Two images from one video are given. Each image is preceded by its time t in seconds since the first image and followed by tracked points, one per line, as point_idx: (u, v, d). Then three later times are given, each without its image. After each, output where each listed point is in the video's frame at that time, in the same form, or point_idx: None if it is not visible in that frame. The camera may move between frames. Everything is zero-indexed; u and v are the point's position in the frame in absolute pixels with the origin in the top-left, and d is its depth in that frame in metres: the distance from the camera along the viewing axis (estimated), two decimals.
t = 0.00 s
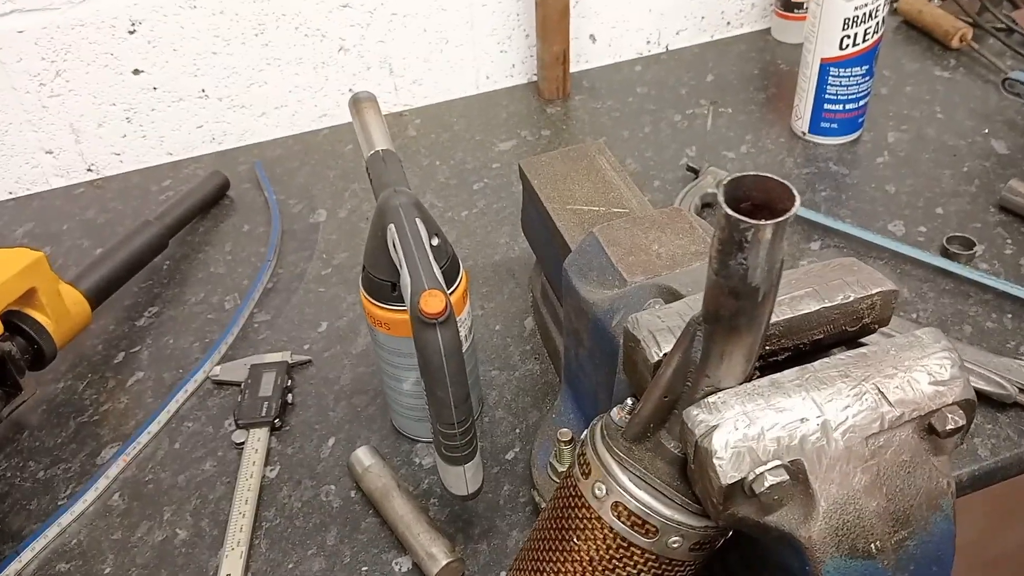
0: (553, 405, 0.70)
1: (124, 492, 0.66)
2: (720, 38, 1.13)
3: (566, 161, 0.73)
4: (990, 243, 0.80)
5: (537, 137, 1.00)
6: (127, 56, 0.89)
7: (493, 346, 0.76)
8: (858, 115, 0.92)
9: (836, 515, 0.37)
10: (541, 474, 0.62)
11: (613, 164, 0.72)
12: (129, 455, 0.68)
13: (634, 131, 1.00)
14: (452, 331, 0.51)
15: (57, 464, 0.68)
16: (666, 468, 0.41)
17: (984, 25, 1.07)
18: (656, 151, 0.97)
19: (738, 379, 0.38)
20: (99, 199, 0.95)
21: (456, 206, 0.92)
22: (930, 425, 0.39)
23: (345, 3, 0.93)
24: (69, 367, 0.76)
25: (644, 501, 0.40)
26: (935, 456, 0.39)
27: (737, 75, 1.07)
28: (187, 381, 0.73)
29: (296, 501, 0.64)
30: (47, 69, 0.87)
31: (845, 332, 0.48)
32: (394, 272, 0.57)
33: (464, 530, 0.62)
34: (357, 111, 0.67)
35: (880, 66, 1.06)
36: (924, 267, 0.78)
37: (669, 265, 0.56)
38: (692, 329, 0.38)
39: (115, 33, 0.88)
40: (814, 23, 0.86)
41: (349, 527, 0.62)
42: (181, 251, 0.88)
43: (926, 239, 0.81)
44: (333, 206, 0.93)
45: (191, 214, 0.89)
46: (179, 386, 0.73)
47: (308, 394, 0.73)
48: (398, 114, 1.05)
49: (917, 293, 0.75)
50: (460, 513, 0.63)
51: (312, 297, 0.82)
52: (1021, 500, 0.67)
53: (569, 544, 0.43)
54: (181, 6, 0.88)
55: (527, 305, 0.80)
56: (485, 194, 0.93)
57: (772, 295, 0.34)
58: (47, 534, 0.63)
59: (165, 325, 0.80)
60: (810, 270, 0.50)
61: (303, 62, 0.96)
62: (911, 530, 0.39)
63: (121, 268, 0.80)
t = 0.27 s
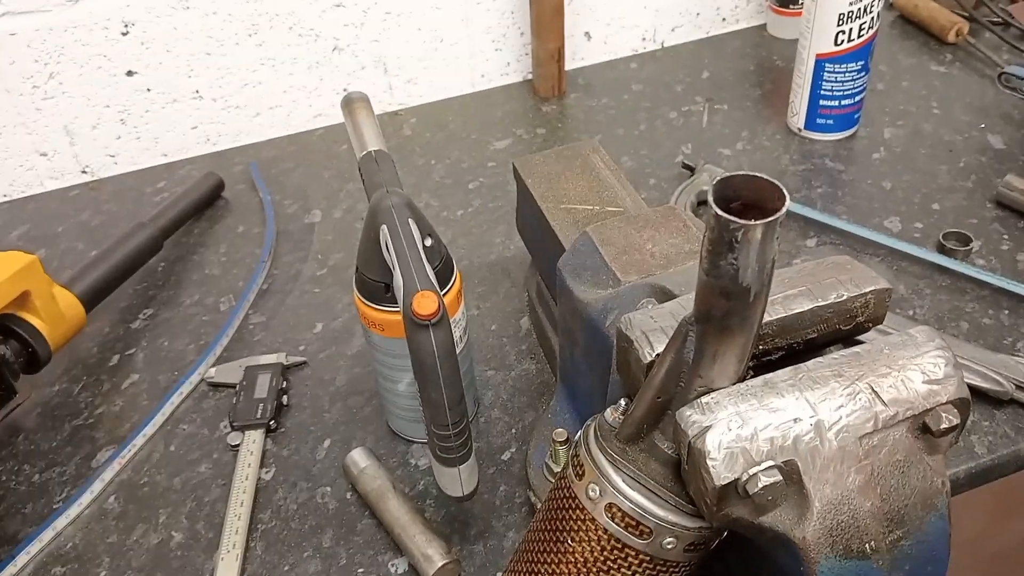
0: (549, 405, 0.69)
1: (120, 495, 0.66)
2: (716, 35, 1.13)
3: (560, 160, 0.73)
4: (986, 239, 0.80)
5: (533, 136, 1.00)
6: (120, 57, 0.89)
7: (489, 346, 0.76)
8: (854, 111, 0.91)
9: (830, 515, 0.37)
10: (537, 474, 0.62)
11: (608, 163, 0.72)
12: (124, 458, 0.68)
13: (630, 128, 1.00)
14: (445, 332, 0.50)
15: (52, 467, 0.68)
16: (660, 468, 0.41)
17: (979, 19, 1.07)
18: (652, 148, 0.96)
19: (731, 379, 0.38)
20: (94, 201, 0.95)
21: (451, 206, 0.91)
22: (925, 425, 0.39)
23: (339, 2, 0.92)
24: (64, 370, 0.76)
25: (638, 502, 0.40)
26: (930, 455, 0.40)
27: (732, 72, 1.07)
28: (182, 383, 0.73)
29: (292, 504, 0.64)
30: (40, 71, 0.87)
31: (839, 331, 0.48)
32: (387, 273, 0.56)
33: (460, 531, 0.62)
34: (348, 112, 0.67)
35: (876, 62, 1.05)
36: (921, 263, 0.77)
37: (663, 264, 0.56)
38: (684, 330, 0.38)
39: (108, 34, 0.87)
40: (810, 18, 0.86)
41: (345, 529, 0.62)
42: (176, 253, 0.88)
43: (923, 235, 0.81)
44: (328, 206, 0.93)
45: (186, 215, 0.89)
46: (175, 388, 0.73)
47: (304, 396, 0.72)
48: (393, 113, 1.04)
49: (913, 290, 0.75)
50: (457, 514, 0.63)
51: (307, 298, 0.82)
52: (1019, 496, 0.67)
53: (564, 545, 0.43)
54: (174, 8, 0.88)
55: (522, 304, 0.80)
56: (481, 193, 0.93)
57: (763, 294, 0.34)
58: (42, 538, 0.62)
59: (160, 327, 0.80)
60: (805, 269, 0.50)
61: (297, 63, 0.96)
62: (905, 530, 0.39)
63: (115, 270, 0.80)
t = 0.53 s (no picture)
0: (549, 405, 0.69)
1: (120, 495, 0.66)
2: (716, 35, 1.13)
3: (560, 160, 0.73)
4: (986, 239, 0.80)
5: (533, 136, 1.00)
6: (120, 57, 0.89)
7: (489, 346, 0.76)
8: (854, 111, 0.91)
9: (830, 515, 0.37)
10: (537, 474, 0.62)
11: (608, 163, 0.72)
12: (124, 458, 0.68)
13: (630, 128, 1.00)
14: (445, 332, 0.50)
15: (52, 467, 0.68)
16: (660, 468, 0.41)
17: (979, 19, 1.07)
18: (652, 148, 0.96)
19: (731, 379, 0.39)
20: (94, 200, 0.95)
21: (451, 206, 0.91)
22: (925, 425, 0.40)
23: (339, 2, 0.92)
24: (64, 370, 0.76)
25: (638, 501, 0.40)
26: (929, 455, 0.40)
27: (733, 72, 1.07)
28: (182, 383, 0.73)
29: (292, 503, 0.64)
30: (40, 71, 0.87)
31: (839, 331, 0.48)
32: (387, 273, 0.56)
33: (460, 531, 0.62)
34: (349, 112, 0.67)
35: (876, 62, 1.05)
36: (921, 264, 0.77)
37: (663, 265, 0.56)
38: (683, 330, 0.38)
39: (108, 34, 0.87)
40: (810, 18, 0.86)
41: (345, 529, 0.62)
42: (176, 252, 0.88)
43: (923, 235, 0.81)
44: (328, 206, 0.93)
45: (186, 215, 0.89)
46: (175, 387, 0.73)
47: (304, 396, 0.72)
48: (393, 113, 1.04)
49: (913, 290, 0.75)
50: (457, 514, 0.63)
51: (307, 298, 0.82)
52: (1018, 496, 0.67)
53: (564, 546, 0.43)
54: (174, 8, 0.88)
55: (522, 304, 0.80)
56: (481, 193, 0.93)
57: (763, 294, 0.34)
58: (42, 538, 0.62)
59: (160, 327, 0.80)
60: (804, 269, 0.51)
61: (297, 62, 0.96)
62: (905, 530, 0.39)
63: (115, 270, 0.80)
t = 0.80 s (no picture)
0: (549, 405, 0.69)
1: (121, 494, 0.66)
2: (716, 35, 1.13)
3: (560, 160, 0.73)
4: (986, 239, 0.80)
5: (533, 136, 1.00)
6: (121, 57, 0.89)
7: (489, 346, 0.76)
8: (853, 111, 0.91)
9: (830, 515, 0.37)
10: (537, 474, 0.62)
11: (608, 163, 0.72)
12: (124, 458, 0.68)
13: (630, 128, 1.00)
14: (445, 332, 0.51)
15: (53, 467, 0.68)
16: (660, 468, 0.41)
17: (979, 19, 1.07)
18: (652, 148, 0.96)
19: (730, 379, 0.39)
20: (94, 200, 0.95)
21: (451, 206, 0.92)
22: (924, 424, 0.40)
23: (339, 2, 0.92)
24: (65, 370, 0.76)
25: (637, 501, 0.40)
26: (928, 455, 0.40)
27: (732, 72, 1.07)
28: (183, 383, 0.73)
29: (293, 503, 0.64)
30: (41, 71, 0.87)
31: (838, 331, 0.48)
32: (387, 273, 0.56)
33: (460, 531, 0.62)
34: (349, 112, 0.67)
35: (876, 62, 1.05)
36: (921, 264, 0.78)
37: (663, 265, 0.57)
38: (684, 327, 0.38)
39: (108, 34, 0.87)
40: (809, 19, 0.86)
41: (345, 529, 0.62)
42: (176, 252, 0.88)
43: (922, 235, 0.81)
44: (328, 207, 0.93)
45: (186, 215, 0.89)
46: (176, 387, 0.73)
47: (304, 395, 0.73)
48: (393, 113, 1.05)
49: (913, 290, 0.75)
50: (457, 514, 0.63)
51: (308, 299, 0.82)
52: (1018, 496, 0.67)
53: (563, 545, 0.43)
54: (174, 8, 0.88)
55: (522, 304, 0.80)
56: (481, 193, 0.93)
57: (763, 294, 0.34)
58: (43, 537, 0.63)
59: (161, 327, 0.80)
60: (804, 269, 0.51)
61: (297, 62, 0.96)
62: (904, 530, 0.39)
63: (115, 270, 0.80)
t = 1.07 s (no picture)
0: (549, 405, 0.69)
1: (120, 495, 0.66)
2: (716, 35, 1.13)
3: (560, 160, 0.73)
4: (986, 239, 0.80)
5: (533, 136, 1.00)
6: (121, 57, 0.89)
7: (489, 346, 0.76)
8: (853, 111, 0.91)
9: (830, 515, 0.37)
10: (537, 474, 0.62)
11: (608, 163, 0.72)
12: (123, 458, 0.68)
13: (630, 128, 1.00)
14: (445, 332, 0.50)
15: (53, 467, 0.68)
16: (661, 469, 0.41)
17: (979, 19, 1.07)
18: (652, 148, 0.96)
19: (731, 380, 0.39)
20: (94, 200, 0.95)
21: (451, 206, 0.92)
22: (925, 425, 0.40)
23: (339, 2, 0.92)
24: (64, 370, 0.76)
25: (637, 501, 0.40)
26: (929, 455, 0.40)
27: (733, 72, 1.07)
28: (182, 383, 0.73)
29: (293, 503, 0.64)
30: (41, 71, 0.87)
31: (838, 331, 0.48)
32: (387, 273, 0.56)
33: (460, 531, 0.62)
34: (349, 111, 0.67)
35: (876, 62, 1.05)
36: (921, 264, 0.77)
37: (663, 265, 0.57)
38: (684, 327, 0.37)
39: (108, 34, 0.87)
40: (809, 19, 0.86)
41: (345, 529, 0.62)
42: (176, 253, 0.88)
43: (922, 235, 0.81)
44: (328, 206, 0.93)
45: (186, 215, 0.89)
46: (176, 387, 0.73)
47: (304, 396, 0.72)
48: (393, 113, 1.05)
49: (913, 290, 0.75)
50: (457, 514, 0.63)
51: (307, 299, 0.82)
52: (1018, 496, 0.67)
53: (564, 546, 0.43)
54: (174, 8, 0.88)
55: (522, 305, 0.80)
56: (481, 193, 0.93)
57: (763, 294, 0.34)
58: (42, 537, 0.62)
59: (161, 327, 0.80)
60: (804, 269, 0.51)
61: (297, 62, 0.96)
62: (905, 530, 0.39)
63: (115, 270, 0.80)
